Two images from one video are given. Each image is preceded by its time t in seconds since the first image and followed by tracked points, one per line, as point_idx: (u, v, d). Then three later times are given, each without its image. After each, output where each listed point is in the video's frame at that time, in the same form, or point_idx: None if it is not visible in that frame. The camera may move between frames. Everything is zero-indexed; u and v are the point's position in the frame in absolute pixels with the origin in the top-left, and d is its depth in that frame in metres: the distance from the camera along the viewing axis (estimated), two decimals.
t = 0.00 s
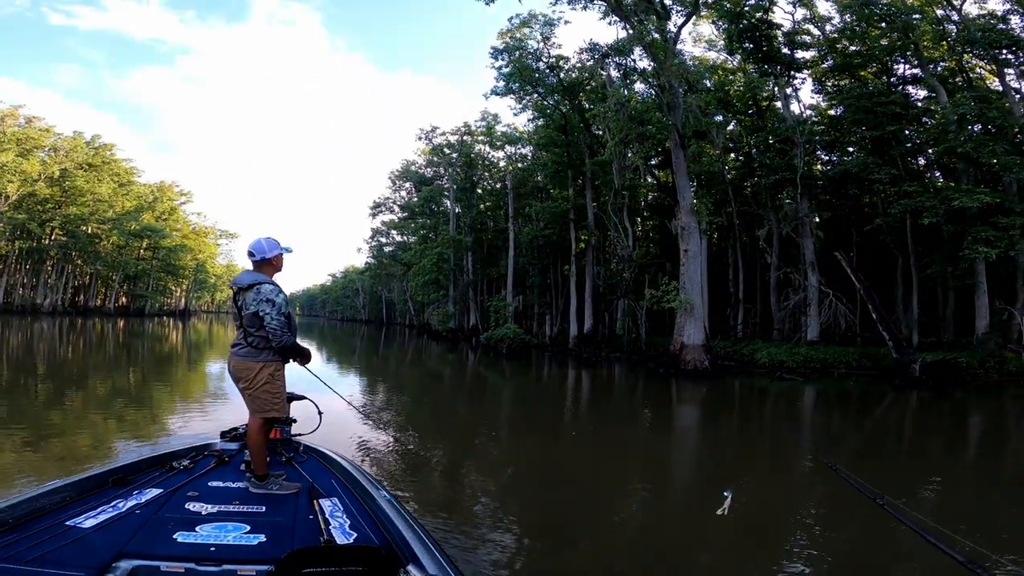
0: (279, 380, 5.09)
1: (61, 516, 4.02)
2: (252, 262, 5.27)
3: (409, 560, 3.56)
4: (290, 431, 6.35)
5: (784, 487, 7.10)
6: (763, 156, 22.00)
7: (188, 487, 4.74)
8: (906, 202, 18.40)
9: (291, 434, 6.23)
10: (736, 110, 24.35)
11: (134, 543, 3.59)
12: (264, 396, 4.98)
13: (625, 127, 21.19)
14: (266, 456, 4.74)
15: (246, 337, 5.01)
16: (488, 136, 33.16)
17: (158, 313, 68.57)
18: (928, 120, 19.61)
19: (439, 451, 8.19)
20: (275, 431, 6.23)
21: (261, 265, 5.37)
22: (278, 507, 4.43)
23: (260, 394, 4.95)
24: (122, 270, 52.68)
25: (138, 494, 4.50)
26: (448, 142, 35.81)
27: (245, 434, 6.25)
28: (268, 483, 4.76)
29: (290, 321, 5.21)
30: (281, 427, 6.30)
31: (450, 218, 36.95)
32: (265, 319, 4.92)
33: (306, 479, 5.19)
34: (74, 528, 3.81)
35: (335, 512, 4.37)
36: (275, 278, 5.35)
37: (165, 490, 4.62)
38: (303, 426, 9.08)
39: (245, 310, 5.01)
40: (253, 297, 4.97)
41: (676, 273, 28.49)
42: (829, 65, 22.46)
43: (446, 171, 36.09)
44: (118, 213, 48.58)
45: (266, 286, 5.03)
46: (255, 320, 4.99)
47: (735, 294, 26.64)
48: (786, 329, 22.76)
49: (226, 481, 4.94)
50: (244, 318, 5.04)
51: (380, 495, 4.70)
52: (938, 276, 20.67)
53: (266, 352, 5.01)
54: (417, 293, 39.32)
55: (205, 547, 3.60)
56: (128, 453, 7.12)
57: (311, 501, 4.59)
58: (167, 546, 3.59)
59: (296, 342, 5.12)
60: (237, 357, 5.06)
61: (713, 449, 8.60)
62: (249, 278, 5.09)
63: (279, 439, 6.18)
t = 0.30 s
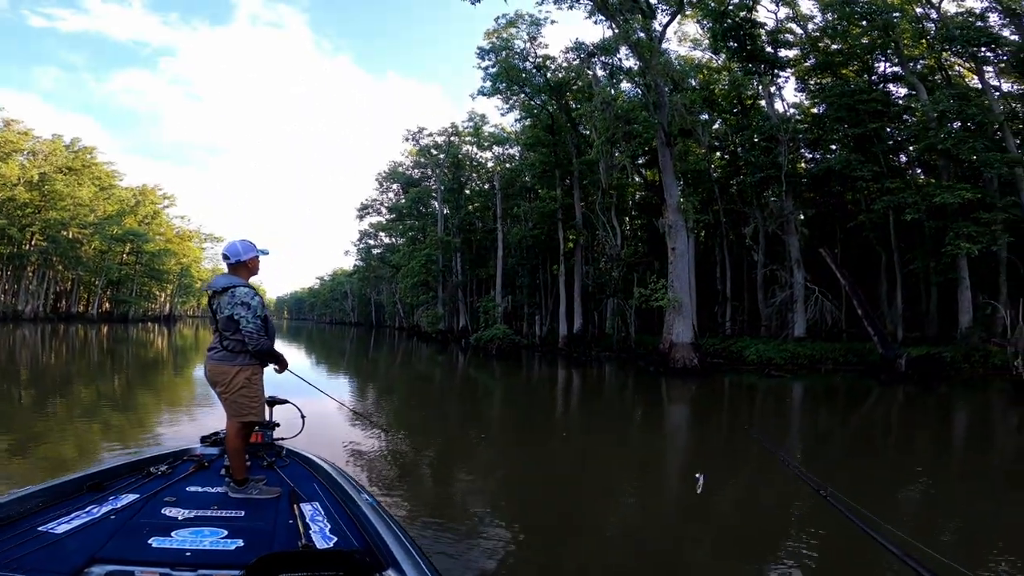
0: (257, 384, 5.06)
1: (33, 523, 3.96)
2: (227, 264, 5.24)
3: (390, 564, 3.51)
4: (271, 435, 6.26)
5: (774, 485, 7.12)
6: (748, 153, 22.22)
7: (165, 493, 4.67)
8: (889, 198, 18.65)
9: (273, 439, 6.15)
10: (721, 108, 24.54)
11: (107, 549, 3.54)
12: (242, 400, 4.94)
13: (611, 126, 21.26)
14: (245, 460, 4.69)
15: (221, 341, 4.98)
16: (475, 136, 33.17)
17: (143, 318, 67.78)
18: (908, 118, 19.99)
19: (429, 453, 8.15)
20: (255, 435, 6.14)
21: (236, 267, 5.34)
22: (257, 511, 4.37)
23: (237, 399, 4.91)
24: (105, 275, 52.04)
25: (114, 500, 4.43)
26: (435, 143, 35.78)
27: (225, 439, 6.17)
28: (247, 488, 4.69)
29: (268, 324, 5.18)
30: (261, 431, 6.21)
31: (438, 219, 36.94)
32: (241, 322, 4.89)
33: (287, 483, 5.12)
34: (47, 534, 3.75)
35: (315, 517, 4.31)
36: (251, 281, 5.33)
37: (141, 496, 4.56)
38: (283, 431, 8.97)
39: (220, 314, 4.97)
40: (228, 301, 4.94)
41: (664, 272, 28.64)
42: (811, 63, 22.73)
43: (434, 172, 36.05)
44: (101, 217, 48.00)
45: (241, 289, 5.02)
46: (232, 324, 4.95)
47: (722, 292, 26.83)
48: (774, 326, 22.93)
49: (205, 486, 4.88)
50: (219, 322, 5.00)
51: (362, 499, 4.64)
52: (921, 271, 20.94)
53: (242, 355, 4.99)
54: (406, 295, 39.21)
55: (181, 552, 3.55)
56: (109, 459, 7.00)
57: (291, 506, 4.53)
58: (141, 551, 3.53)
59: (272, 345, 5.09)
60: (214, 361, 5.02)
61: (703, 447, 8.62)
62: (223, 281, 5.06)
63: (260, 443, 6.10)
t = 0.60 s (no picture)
0: (218, 388, 5.00)
1: None
2: (182, 266, 5.14)
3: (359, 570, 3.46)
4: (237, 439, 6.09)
5: (750, 479, 7.24)
6: (721, 152, 22.61)
7: (123, 500, 4.56)
8: (855, 195, 19.16)
9: (239, 444, 6.02)
10: (694, 107, 24.85)
11: (60, 557, 3.44)
12: (202, 405, 4.87)
13: (587, 125, 21.36)
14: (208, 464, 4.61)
15: (179, 345, 4.90)
16: (451, 136, 33.07)
17: (109, 323, 65.95)
18: (874, 117, 20.27)
19: (409, 455, 8.10)
20: (219, 440, 5.96)
21: (193, 269, 5.24)
22: (220, 518, 4.27)
23: (198, 404, 4.84)
24: (68, 280, 50.49)
25: (70, 507, 4.32)
26: (411, 142, 35.57)
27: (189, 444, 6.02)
28: (211, 494, 4.60)
29: (228, 326, 5.10)
30: (226, 435, 6.03)
31: (414, 219, 36.73)
32: (199, 325, 4.80)
33: (253, 488, 5.01)
34: None
35: (282, 521, 4.23)
36: (208, 283, 5.25)
37: (98, 503, 4.44)
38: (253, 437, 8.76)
39: (177, 317, 4.87)
40: (184, 303, 4.86)
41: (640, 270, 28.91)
42: (781, 63, 23.07)
43: (410, 173, 35.84)
44: (63, 220, 46.60)
45: (198, 291, 4.93)
46: (188, 327, 4.87)
47: (697, 290, 27.22)
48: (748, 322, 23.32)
49: (166, 493, 4.76)
50: (176, 325, 4.91)
51: (330, 502, 4.56)
52: (888, 267, 21.53)
53: (201, 360, 4.91)
54: (383, 296, 38.91)
55: (138, 559, 3.47)
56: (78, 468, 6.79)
57: (257, 510, 4.44)
58: (96, 558, 3.44)
59: (233, 348, 5.01)
60: (171, 366, 4.94)
61: (680, 443, 8.72)
62: (179, 284, 4.98)
63: (225, 448, 5.93)
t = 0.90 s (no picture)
0: (173, 389, 4.90)
1: None
2: (134, 265, 5.02)
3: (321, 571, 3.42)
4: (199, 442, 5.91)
5: (721, 474, 7.37)
6: (690, 151, 23.01)
7: (77, 503, 4.44)
8: (818, 192, 19.75)
9: (200, 446, 5.84)
10: (665, 107, 25.20)
11: (8, 560, 3.36)
12: (157, 407, 4.77)
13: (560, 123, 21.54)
14: (164, 466, 4.50)
15: (132, 346, 4.79)
16: (424, 135, 32.95)
17: (69, 328, 63.90)
18: (835, 117, 20.90)
19: (384, 456, 8.05)
20: (179, 443, 5.74)
21: (145, 268, 5.12)
22: (179, 521, 4.18)
23: (152, 406, 4.74)
24: (25, 284, 48.74)
25: (20, 512, 4.20)
26: (383, 141, 35.34)
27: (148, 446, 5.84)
28: (168, 497, 4.48)
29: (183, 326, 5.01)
30: (186, 438, 5.83)
31: (387, 219, 36.47)
32: (152, 325, 4.71)
33: (215, 491, 4.89)
34: None
35: (244, 524, 4.16)
36: (162, 283, 5.14)
37: (50, 507, 4.32)
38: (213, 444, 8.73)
39: (128, 317, 4.76)
40: (137, 303, 4.75)
41: (613, 268, 29.25)
42: (749, 64, 23.59)
43: (383, 172, 35.57)
44: (19, 220, 44.97)
45: (151, 290, 4.83)
46: (141, 327, 4.75)
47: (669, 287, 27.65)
48: (718, 318, 23.78)
49: (122, 496, 4.64)
50: (128, 326, 4.79)
51: (294, 505, 4.49)
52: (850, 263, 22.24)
53: (155, 360, 4.82)
54: (355, 297, 38.55)
55: (91, 562, 3.40)
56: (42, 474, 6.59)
57: (217, 513, 4.35)
58: (46, 561, 3.37)
59: (189, 348, 4.92)
60: (125, 368, 4.83)
61: (654, 439, 8.85)
62: (130, 283, 4.86)
63: (185, 450, 5.73)
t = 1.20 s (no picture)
0: (107, 392, 4.76)
1: None
2: (59, 262, 4.81)
3: None
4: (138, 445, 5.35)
5: (678, 467, 7.55)
6: (646, 147, 23.52)
7: (3, 510, 4.23)
8: (765, 188, 20.54)
9: (138, 450, 5.32)
10: (623, 103, 25.56)
11: None
12: (90, 411, 4.62)
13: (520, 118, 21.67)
14: (98, 472, 4.32)
15: (59, 348, 4.62)
16: (382, 130, 32.49)
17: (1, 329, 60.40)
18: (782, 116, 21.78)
19: (344, 455, 7.91)
20: (114, 448, 5.15)
21: (71, 265, 4.90)
22: (115, 526, 4.00)
23: (84, 410, 4.59)
24: None
25: None
26: (339, 135, 34.73)
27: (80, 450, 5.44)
28: (103, 502, 4.29)
29: (113, 325, 4.86)
30: (123, 442, 5.24)
31: (342, 215, 35.84)
32: (78, 325, 4.54)
33: (154, 495, 4.63)
34: None
35: (186, 528, 4.01)
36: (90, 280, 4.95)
37: None
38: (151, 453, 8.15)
39: (53, 317, 4.59)
40: (62, 303, 4.59)
41: (571, 263, 29.61)
42: (704, 63, 24.35)
43: (339, 167, 34.90)
44: None
45: (77, 288, 4.66)
46: (67, 328, 4.60)
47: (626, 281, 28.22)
48: (671, 311, 24.41)
49: (55, 502, 4.43)
50: (53, 326, 4.62)
51: (241, 508, 4.34)
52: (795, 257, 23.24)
53: (86, 362, 4.66)
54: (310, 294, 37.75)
55: (22, 570, 3.34)
56: None
57: (157, 518, 4.14)
58: None
59: (121, 348, 4.78)
60: (53, 371, 4.66)
61: (614, 433, 8.98)
62: (54, 281, 4.67)
63: (122, 457, 5.16)
